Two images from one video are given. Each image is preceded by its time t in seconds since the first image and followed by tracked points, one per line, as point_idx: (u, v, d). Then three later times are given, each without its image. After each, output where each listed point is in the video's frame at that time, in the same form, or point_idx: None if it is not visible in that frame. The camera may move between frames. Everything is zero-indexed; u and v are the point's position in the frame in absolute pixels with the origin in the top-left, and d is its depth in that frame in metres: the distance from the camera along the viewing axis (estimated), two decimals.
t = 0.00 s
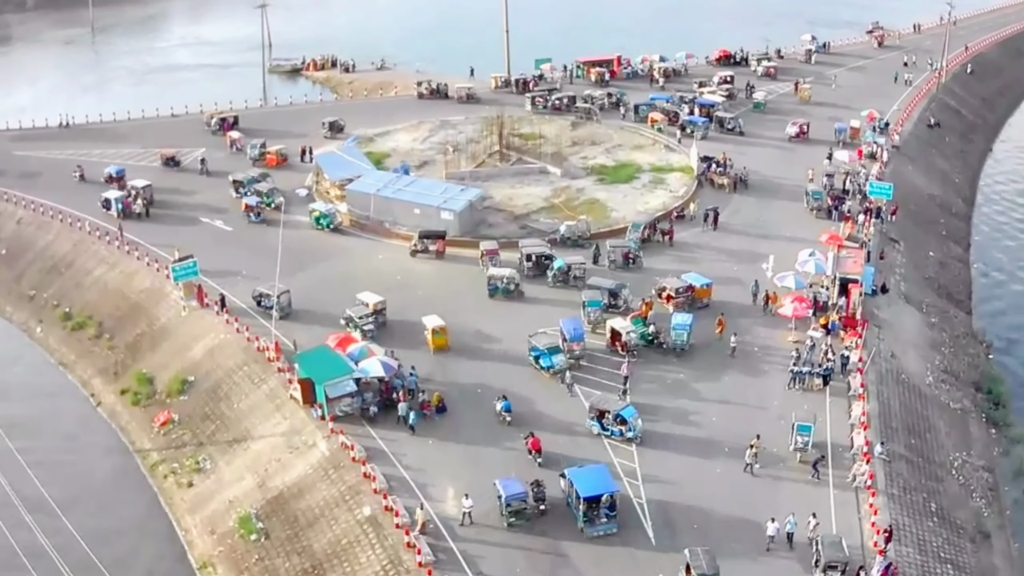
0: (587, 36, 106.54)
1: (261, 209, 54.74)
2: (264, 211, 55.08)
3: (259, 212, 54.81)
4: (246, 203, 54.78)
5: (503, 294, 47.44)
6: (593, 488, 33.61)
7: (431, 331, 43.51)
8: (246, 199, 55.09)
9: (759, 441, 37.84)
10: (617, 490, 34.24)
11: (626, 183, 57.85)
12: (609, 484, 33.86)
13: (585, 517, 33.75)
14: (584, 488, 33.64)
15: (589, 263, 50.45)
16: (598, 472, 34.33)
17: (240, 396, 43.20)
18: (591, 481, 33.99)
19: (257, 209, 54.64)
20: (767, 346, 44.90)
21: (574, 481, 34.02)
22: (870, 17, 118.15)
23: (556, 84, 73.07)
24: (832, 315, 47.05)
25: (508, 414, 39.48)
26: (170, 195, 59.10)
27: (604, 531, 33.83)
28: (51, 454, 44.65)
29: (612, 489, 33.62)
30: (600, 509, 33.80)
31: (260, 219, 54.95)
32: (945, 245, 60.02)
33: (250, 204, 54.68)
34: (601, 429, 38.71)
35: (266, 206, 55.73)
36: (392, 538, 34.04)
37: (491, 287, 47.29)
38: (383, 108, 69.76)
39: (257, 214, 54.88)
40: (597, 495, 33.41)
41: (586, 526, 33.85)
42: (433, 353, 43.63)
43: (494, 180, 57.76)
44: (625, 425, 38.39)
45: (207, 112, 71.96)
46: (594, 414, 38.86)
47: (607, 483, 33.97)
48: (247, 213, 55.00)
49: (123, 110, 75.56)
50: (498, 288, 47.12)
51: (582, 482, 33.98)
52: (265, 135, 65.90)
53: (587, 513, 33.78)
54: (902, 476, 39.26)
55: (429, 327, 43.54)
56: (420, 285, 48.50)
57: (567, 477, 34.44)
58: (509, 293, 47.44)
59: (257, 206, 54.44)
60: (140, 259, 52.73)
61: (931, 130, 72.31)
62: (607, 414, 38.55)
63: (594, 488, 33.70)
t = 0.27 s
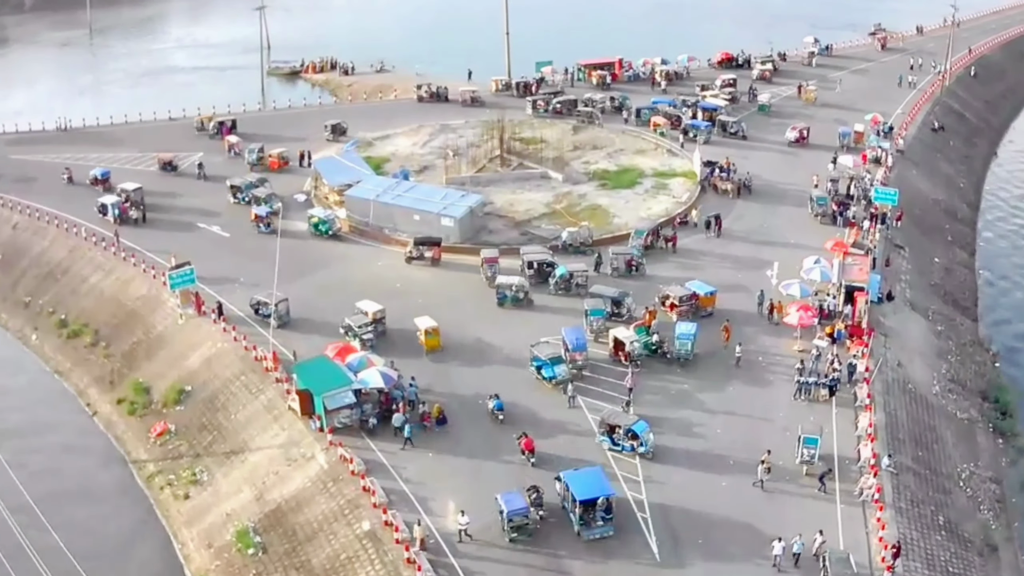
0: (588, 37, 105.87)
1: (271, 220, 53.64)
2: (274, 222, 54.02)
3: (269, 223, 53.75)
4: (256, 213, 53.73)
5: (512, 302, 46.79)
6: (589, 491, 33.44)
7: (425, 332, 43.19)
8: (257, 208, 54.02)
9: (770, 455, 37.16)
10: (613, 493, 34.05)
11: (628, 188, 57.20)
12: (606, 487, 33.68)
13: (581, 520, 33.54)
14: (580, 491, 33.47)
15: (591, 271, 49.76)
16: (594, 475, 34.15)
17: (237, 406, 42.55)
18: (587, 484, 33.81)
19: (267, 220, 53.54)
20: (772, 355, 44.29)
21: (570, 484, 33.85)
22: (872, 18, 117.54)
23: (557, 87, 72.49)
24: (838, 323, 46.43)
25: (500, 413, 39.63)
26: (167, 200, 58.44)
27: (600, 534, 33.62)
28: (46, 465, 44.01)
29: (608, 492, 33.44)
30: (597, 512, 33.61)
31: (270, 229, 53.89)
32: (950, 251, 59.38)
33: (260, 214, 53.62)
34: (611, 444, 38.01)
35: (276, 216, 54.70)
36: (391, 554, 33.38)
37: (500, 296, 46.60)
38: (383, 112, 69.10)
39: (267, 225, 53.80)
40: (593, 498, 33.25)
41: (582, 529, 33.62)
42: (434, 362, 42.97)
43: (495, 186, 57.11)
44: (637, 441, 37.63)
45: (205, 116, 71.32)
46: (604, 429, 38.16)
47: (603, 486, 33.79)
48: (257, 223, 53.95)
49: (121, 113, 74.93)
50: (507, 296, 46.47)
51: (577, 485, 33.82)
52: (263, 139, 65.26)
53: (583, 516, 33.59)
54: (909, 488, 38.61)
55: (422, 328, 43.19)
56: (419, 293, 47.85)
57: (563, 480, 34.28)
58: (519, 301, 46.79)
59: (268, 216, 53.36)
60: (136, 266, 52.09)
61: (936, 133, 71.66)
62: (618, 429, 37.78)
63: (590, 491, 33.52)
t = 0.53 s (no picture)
0: (588, 38, 105.24)
1: (278, 230, 52.33)
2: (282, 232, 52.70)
3: (277, 234, 52.46)
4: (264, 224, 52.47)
5: (521, 310, 46.21)
6: (584, 494, 33.28)
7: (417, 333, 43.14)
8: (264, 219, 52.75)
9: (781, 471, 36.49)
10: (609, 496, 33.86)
11: (630, 193, 56.55)
12: (601, 490, 33.50)
13: (577, 523, 33.36)
14: (576, 494, 33.31)
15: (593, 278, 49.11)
16: (590, 477, 34.00)
17: (235, 417, 41.91)
18: (583, 487, 33.66)
19: (274, 230, 52.25)
20: (777, 365, 43.68)
21: (566, 486, 33.72)
22: (874, 19, 116.86)
23: (558, 90, 71.87)
24: (844, 332, 45.79)
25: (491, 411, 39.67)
26: (164, 205, 57.80)
27: (596, 537, 33.52)
28: (42, 477, 43.41)
29: (604, 494, 33.25)
30: (593, 514, 33.37)
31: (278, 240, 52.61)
32: (955, 257, 58.76)
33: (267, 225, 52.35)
34: (623, 459, 37.24)
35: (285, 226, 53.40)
36: (391, 570, 32.72)
37: (510, 305, 46.09)
38: (382, 115, 68.44)
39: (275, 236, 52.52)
40: (589, 501, 33.07)
41: (579, 531, 33.48)
42: (434, 372, 42.35)
43: (495, 191, 56.46)
44: (648, 455, 36.85)
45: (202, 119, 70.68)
46: (615, 444, 37.39)
47: (598, 488, 33.62)
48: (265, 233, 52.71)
49: (118, 116, 74.32)
50: (514, 304, 45.94)
51: (573, 487, 33.68)
52: (261, 143, 64.62)
53: (578, 519, 33.39)
54: (917, 501, 37.95)
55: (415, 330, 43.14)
56: (419, 300, 47.22)
57: (559, 483, 34.14)
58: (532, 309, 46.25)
59: (275, 227, 52.04)
60: (133, 273, 51.46)
61: (940, 137, 71.03)
62: (629, 444, 36.98)
63: (586, 494, 33.35)
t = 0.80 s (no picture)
0: (589, 40, 104.62)
1: (289, 242, 50.93)
2: (292, 244, 51.30)
3: (287, 245, 51.08)
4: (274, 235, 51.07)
5: (529, 319, 45.42)
6: (580, 497, 33.14)
7: (407, 335, 43.07)
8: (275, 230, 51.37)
9: (793, 486, 35.87)
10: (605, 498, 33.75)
11: (633, 198, 55.87)
12: (597, 492, 33.37)
13: (573, 526, 33.26)
14: (571, 497, 33.17)
15: (596, 285, 48.43)
16: (585, 480, 33.86)
17: (232, 428, 41.27)
18: (578, 490, 33.52)
19: (284, 242, 50.86)
20: (782, 376, 43.09)
21: (561, 489, 33.55)
22: (876, 20, 116.22)
23: (559, 93, 71.24)
24: (850, 340, 45.18)
25: (480, 408, 39.75)
26: (162, 210, 57.16)
27: (592, 540, 33.47)
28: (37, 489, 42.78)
29: (599, 497, 33.13)
30: (589, 517, 33.27)
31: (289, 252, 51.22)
32: (961, 262, 58.14)
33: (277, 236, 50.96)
34: (634, 476, 36.41)
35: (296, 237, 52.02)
36: None
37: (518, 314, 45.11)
38: (381, 118, 67.76)
39: (285, 248, 51.13)
40: (585, 504, 32.94)
41: (574, 534, 33.43)
42: (435, 382, 41.71)
43: (496, 195, 55.79)
44: (661, 471, 36.07)
45: (200, 122, 70.01)
46: (626, 460, 36.56)
47: (593, 490, 33.49)
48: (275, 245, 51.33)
49: (116, 119, 73.66)
50: (524, 312, 45.07)
51: (568, 490, 33.53)
52: (260, 147, 63.95)
53: (574, 522, 33.29)
54: (925, 514, 37.32)
55: (405, 331, 43.05)
56: (419, 309, 46.56)
57: (554, 486, 33.98)
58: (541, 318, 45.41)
59: (285, 238, 50.63)
60: (129, 280, 50.81)
61: (944, 140, 70.37)
62: (641, 460, 36.19)
63: (581, 497, 33.22)
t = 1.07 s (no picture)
0: (589, 41, 103.93)
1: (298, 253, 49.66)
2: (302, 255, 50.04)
3: (297, 257, 49.84)
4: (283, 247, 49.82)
5: (539, 328, 44.75)
6: (575, 499, 33.04)
7: (396, 336, 42.89)
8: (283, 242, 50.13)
9: (804, 502, 35.22)
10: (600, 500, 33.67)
11: (635, 203, 55.23)
12: (591, 495, 33.29)
13: (568, 528, 33.12)
14: (566, 499, 33.07)
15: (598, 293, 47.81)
16: (579, 482, 33.76)
17: (229, 439, 40.62)
18: (573, 492, 33.41)
19: (293, 254, 49.60)
20: (787, 386, 42.49)
21: (556, 492, 33.41)
22: (878, 21, 115.60)
23: (560, 96, 70.64)
24: (855, 350, 44.60)
25: (468, 406, 39.92)
26: (159, 215, 56.51)
27: (587, 542, 33.29)
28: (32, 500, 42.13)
29: (594, 499, 33.04)
30: (583, 520, 33.18)
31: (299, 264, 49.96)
32: (967, 269, 57.52)
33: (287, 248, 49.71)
34: (647, 492, 35.65)
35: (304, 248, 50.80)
36: None
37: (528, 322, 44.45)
38: (381, 122, 67.13)
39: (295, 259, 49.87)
40: (580, 506, 32.85)
41: (569, 537, 33.25)
42: (435, 392, 41.07)
43: (497, 201, 55.14)
44: (674, 487, 35.30)
45: (198, 126, 69.34)
46: (638, 476, 35.79)
47: (588, 492, 33.39)
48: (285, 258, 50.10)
49: (113, 122, 73.02)
50: (533, 322, 44.44)
51: (563, 492, 33.40)
52: (258, 152, 63.29)
53: (569, 524, 33.16)
54: (933, 528, 36.70)
55: (394, 332, 42.85)
56: (419, 317, 45.93)
57: (548, 488, 33.84)
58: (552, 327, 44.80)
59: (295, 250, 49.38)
60: (125, 287, 50.17)
61: (949, 143, 69.75)
62: (653, 476, 35.43)
63: (576, 499, 33.12)
